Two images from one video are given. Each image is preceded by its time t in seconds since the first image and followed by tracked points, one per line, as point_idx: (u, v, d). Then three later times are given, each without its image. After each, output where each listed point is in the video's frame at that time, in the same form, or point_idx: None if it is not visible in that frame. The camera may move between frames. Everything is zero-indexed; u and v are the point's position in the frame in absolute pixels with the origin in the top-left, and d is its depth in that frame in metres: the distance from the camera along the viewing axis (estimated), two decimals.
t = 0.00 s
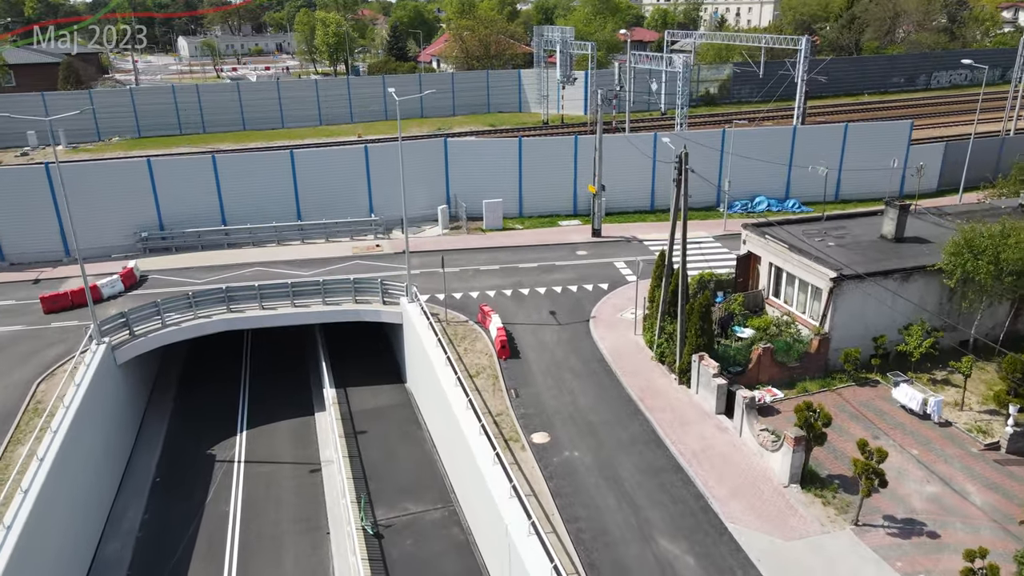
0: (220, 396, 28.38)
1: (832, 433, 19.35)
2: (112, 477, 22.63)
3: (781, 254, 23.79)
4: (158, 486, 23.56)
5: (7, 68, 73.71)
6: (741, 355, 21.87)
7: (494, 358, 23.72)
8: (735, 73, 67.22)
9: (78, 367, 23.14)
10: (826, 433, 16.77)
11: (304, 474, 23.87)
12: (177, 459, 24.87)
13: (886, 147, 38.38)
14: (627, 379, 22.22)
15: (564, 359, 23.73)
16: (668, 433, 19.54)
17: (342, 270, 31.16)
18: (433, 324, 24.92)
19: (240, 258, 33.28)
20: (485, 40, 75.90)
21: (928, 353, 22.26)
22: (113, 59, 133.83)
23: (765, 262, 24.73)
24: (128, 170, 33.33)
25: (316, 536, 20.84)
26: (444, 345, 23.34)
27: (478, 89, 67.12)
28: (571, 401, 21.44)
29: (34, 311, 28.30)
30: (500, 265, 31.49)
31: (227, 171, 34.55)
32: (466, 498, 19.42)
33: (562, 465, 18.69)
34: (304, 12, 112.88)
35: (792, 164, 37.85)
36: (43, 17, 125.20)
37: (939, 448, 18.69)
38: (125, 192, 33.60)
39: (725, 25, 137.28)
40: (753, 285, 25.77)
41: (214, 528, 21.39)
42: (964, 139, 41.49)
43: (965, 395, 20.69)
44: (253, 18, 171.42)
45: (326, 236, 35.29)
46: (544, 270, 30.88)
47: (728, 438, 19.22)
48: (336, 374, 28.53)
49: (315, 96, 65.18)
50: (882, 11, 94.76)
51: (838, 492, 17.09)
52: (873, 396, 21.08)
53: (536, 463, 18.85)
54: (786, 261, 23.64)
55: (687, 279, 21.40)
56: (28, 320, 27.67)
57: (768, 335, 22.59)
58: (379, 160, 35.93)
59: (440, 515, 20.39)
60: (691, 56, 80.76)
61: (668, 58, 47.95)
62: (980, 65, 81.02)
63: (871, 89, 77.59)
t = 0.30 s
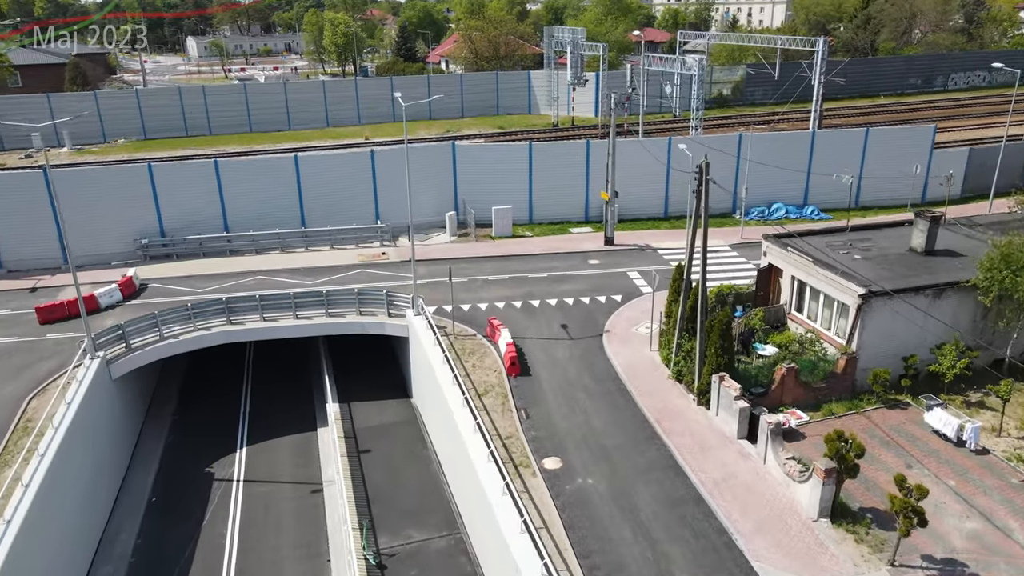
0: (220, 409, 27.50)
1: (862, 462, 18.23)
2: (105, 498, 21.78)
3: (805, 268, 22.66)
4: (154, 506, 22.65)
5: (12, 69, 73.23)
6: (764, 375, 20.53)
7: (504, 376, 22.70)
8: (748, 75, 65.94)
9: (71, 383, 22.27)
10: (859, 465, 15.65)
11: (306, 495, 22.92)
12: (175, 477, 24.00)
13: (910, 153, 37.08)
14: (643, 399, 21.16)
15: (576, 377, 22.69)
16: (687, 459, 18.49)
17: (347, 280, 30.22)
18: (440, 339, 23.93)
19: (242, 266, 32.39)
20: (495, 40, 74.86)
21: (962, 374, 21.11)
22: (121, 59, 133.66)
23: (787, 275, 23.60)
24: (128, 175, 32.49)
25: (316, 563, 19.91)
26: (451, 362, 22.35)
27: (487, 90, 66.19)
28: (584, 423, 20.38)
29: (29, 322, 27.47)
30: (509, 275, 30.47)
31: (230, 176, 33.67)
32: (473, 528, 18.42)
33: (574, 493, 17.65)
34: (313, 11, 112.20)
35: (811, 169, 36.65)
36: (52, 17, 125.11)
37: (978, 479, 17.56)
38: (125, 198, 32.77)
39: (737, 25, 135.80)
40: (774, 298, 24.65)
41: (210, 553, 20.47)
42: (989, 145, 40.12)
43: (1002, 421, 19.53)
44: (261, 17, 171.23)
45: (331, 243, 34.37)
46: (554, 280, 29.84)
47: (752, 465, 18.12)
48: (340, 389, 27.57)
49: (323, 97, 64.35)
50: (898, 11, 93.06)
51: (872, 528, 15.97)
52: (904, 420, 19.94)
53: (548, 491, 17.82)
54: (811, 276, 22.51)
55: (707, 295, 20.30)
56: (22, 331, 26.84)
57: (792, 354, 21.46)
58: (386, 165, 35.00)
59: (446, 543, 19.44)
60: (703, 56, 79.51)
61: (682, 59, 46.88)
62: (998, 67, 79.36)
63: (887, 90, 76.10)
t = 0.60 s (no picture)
0: (223, 424, 26.59)
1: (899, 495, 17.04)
2: (100, 519, 20.93)
3: (834, 284, 21.48)
4: (151, 527, 21.75)
5: (23, 69, 72.92)
6: (792, 399, 19.46)
7: (516, 395, 21.65)
8: (766, 76, 64.56)
9: (65, 400, 21.42)
10: (899, 504, 14.52)
11: (309, 517, 21.96)
12: (174, 496, 23.12)
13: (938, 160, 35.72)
14: (663, 422, 20.04)
15: (592, 397, 21.60)
16: (711, 489, 17.37)
17: (354, 290, 29.28)
18: (450, 355, 22.90)
19: (247, 274, 31.51)
20: (508, 41, 73.82)
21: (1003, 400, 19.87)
22: (134, 59, 133.66)
23: (815, 290, 22.43)
24: (132, 181, 31.70)
25: None
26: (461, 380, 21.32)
27: (500, 92, 65.22)
28: (601, 449, 19.27)
29: (28, 332, 26.70)
30: (522, 285, 29.43)
31: (235, 182, 32.80)
32: (483, 559, 17.38)
33: (591, 526, 16.58)
34: (325, 12, 111.63)
35: (834, 176, 35.38)
36: (66, 17, 125.24)
37: None
38: (128, 203, 31.96)
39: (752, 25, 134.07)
40: (800, 314, 23.51)
41: None
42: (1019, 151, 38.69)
43: None
44: (273, 17, 171.09)
45: (339, 251, 33.47)
46: (569, 291, 28.77)
47: (781, 497, 16.97)
48: (347, 405, 26.58)
49: (333, 98, 63.53)
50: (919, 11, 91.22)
51: (913, 570, 14.81)
52: (942, 449, 18.73)
53: (563, 523, 16.75)
54: (840, 293, 21.33)
55: (733, 314, 19.16)
56: (20, 342, 26.07)
57: (821, 376, 20.29)
58: (395, 171, 34.06)
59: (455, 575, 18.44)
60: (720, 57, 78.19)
61: (700, 61, 45.76)
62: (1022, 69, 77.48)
63: (907, 92, 74.42)
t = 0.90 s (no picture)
0: (228, 437, 25.75)
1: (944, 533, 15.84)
2: (98, 540, 20.15)
3: (870, 300, 20.26)
4: (151, 547, 20.95)
5: (39, 68, 72.74)
6: (826, 425, 18.30)
7: (532, 415, 20.61)
8: (788, 77, 63.05)
9: (64, 416, 20.63)
10: (950, 549, 13.39)
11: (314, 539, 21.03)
12: (175, 513, 22.31)
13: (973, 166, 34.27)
14: (687, 446, 18.92)
15: (612, 418, 20.52)
16: (740, 523, 16.26)
17: (365, 300, 28.37)
18: (463, 371, 21.88)
19: (256, 281, 30.70)
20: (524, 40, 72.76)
21: None
22: (152, 57, 133.90)
23: (849, 307, 21.18)
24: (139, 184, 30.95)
25: None
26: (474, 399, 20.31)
27: (516, 91, 64.19)
28: (621, 476, 18.19)
29: (31, 341, 26.00)
30: (538, 296, 28.38)
31: (245, 186, 31.98)
32: None
33: (610, 561, 15.51)
34: (341, 11, 111.13)
35: (863, 182, 34.04)
36: (84, 15, 125.58)
37: None
38: (136, 207, 31.22)
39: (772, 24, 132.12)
40: (832, 330, 22.26)
41: None
42: None
43: None
44: (290, 15, 170.95)
45: (350, 258, 32.58)
46: (587, 302, 27.69)
47: (816, 534, 15.82)
48: (356, 420, 25.65)
49: (348, 98, 62.70)
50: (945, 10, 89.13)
51: None
52: (988, 481, 17.49)
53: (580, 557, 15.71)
54: (876, 310, 20.11)
55: (763, 334, 17.98)
56: (22, 351, 25.39)
57: (856, 400, 19.07)
58: (408, 175, 33.13)
59: None
60: (740, 57, 76.70)
61: (722, 62, 44.51)
62: None
63: (933, 93, 72.56)
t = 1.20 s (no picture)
0: (235, 449, 24.99)
1: None
2: (97, 560, 19.41)
3: (909, 317, 19.07)
4: (152, 566, 20.14)
5: (56, 65, 72.58)
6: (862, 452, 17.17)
7: (548, 435, 19.61)
8: (813, 75, 61.48)
9: (62, 429, 19.91)
10: None
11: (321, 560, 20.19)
12: (178, 529, 21.54)
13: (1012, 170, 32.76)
14: (713, 472, 17.83)
15: (633, 439, 19.46)
16: (771, 560, 15.15)
17: (376, 308, 27.48)
18: (476, 386, 20.90)
19: (266, 286, 29.91)
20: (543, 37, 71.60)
21: None
22: (171, 53, 134.12)
23: (885, 323, 19.96)
24: (148, 186, 30.26)
25: None
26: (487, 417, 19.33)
27: (534, 90, 63.13)
28: (643, 504, 17.11)
29: (35, 348, 25.38)
30: (555, 304, 27.34)
31: (255, 188, 31.20)
32: None
33: None
34: (358, 7, 110.43)
35: (895, 187, 32.65)
36: (104, 11, 125.84)
37: None
38: (144, 209, 30.54)
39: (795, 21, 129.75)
40: (867, 347, 21.05)
41: None
42: None
43: None
44: (308, 12, 170.76)
45: (362, 262, 31.73)
46: (606, 312, 26.61)
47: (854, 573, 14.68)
48: (366, 434, 24.78)
49: (364, 95, 61.89)
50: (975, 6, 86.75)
51: None
52: None
53: None
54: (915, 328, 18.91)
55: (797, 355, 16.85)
56: (25, 358, 24.74)
57: (893, 424, 17.90)
58: (423, 177, 32.21)
59: None
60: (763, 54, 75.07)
61: (747, 60, 43.18)
62: None
63: (963, 92, 70.49)
